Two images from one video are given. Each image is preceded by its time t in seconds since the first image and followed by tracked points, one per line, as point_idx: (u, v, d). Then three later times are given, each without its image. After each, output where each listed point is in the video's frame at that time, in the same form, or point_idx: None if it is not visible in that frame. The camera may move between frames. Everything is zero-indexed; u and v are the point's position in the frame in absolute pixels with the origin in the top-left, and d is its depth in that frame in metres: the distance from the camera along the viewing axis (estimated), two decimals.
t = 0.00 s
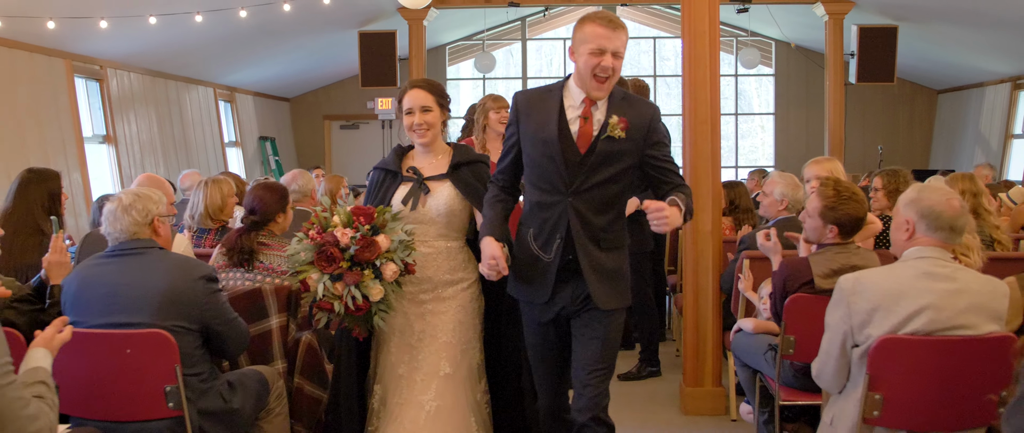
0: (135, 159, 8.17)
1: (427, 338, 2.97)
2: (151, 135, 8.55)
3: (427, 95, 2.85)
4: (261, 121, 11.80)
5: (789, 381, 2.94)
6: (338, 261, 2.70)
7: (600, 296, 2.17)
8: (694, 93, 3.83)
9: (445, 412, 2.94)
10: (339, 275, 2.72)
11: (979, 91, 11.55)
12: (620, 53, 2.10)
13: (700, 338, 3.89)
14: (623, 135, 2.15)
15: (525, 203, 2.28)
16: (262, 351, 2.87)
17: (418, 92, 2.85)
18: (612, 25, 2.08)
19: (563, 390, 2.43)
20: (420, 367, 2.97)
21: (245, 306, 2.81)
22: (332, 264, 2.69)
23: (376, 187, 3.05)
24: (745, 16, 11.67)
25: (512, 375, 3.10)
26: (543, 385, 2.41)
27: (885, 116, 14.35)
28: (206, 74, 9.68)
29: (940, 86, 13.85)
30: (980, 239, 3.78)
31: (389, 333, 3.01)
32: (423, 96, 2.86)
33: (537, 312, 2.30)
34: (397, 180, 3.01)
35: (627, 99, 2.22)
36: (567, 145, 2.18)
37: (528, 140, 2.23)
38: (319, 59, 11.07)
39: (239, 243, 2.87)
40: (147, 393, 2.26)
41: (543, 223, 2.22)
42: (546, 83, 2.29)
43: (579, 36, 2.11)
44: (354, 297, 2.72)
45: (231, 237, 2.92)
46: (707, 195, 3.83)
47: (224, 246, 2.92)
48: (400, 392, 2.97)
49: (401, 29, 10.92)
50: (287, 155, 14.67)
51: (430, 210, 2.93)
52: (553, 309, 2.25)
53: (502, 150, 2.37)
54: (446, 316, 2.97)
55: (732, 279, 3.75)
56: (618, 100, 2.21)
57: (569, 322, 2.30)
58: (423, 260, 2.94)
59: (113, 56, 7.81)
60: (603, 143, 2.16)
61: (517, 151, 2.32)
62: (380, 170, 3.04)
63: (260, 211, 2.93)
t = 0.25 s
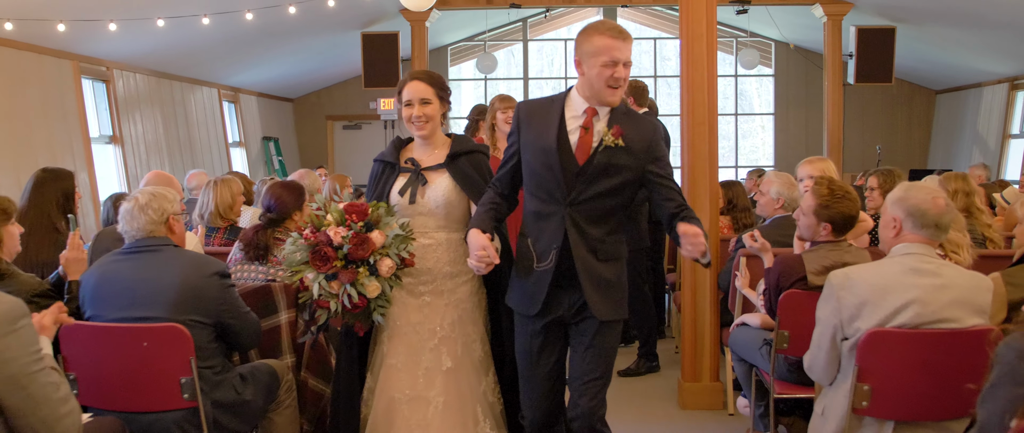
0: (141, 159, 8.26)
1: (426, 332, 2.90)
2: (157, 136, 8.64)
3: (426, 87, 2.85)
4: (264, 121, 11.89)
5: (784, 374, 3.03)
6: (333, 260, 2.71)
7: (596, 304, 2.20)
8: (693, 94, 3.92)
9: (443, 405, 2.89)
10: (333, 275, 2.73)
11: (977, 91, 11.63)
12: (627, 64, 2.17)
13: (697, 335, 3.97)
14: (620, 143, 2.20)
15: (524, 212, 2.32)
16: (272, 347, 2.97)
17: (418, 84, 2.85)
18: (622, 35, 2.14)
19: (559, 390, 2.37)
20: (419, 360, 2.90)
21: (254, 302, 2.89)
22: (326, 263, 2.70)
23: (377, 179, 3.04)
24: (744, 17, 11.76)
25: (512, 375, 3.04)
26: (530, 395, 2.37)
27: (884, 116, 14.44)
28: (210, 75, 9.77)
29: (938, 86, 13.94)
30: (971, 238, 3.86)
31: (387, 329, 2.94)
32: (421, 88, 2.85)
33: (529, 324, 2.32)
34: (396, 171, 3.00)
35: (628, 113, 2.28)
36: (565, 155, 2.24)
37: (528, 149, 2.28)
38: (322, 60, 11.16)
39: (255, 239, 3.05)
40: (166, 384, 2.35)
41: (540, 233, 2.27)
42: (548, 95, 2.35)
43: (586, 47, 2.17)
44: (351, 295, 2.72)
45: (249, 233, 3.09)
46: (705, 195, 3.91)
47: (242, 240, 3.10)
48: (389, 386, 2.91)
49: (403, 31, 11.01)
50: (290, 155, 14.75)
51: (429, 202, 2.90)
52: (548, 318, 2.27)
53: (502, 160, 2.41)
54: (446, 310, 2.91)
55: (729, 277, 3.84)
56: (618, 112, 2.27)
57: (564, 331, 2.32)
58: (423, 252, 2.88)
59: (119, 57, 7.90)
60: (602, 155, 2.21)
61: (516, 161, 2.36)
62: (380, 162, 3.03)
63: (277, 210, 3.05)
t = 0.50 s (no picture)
0: (147, 158, 8.36)
1: (426, 324, 2.92)
2: (163, 135, 8.74)
3: (425, 83, 2.82)
4: (268, 120, 11.98)
5: (779, 366, 3.12)
6: (327, 260, 2.73)
7: (591, 309, 2.24)
8: (691, 93, 4.01)
9: (441, 401, 2.92)
10: (329, 273, 2.75)
11: (975, 90, 11.71)
12: (628, 67, 2.13)
13: (695, 329, 4.06)
14: (622, 155, 2.17)
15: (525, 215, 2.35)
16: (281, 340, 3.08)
17: (419, 80, 2.81)
18: (622, 40, 2.11)
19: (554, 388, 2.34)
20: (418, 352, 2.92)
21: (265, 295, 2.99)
22: (321, 263, 2.72)
23: (377, 175, 3.04)
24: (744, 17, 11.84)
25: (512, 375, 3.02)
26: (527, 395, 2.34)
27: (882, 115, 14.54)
28: (215, 74, 9.86)
29: (937, 85, 14.03)
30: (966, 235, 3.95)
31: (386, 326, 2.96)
32: (421, 84, 2.83)
33: (525, 326, 2.34)
34: (396, 168, 2.99)
35: (630, 119, 2.28)
36: (565, 160, 2.25)
37: (529, 152, 2.29)
38: (325, 60, 11.26)
39: (270, 235, 3.14)
40: (182, 376, 2.43)
41: (540, 235, 2.29)
42: (552, 97, 2.36)
43: (588, 50, 2.15)
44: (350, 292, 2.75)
45: (265, 228, 3.17)
46: (703, 192, 4.00)
47: (258, 236, 3.18)
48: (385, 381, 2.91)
49: (406, 31, 11.09)
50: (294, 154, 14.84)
51: (430, 199, 2.90)
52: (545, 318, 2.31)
53: (506, 161, 2.44)
54: (446, 306, 2.93)
55: (727, 272, 3.94)
56: (620, 118, 2.27)
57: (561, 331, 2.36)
58: (425, 250, 2.91)
59: (126, 58, 7.98)
60: (603, 161, 2.19)
61: (518, 162, 2.38)
62: (381, 157, 3.01)
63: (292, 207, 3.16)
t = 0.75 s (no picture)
0: (150, 158, 8.45)
1: (430, 332, 2.95)
2: (165, 135, 8.83)
3: (423, 89, 2.89)
4: (269, 120, 12.08)
5: (770, 359, 3.21)
6: (317, 268, 2.75)
7: (578, 307, 2.33)
8: (686, 95, 4.11)
9: (441, 406, 2.98)
10: (321, 281, 2.79)
11: (970, 91, 11.82)
12: (624, 61, 2.16)
13: (690, 326, 4.16)
14: (613, 150, 2.20)
15: (519, 210, 2.39)
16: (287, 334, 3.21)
17: (417, 86, 2.88)
18: (618, 33, 2.15)
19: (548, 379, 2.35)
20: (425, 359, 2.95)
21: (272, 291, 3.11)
22: (312, 271, 2.75)
23: (373, 182, 3.08)
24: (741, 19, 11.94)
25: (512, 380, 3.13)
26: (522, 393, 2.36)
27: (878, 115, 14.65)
28: (217, 75, 9.96)
29: (932, 86, 14.14)
30: (953, 233, 4.03)
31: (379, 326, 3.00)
32: (418, 89, 2.89)
33: (519, 318, 2.38)
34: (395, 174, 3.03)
35: (624, 117, 2.30)
36: (559, 158, 2.28)
37: (526, 148, 2.33)
38: (326, 61, 11.36)
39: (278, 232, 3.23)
40: (194, 367, 2.52)
41: (534, 232, 2.33)
42: (549, 93, 2.40)
43: (584, 44, 2.18)
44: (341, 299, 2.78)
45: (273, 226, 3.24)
46: (698, 191, 4.10)
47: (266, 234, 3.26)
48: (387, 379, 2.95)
49: (406, 32, 11.19)
50: (294, 154, 14.94)
51: (430, 206, 2.94)
52: (535, 308, 2.37)
53: (503, 154, 2.48)
54: (445, 312, 2.97)
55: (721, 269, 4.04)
56: (616, 116, 2.30)
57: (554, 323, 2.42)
58: (423, 258, 2.93)
59: (130, 58, 8.08)
60: (595, 159, 2.21)
61: (514, 157, 2.43)
62: (378, 163, 3.07)
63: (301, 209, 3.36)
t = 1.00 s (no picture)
0: (155, 158, 8.55)
1: (425, 336, 2.92)
2: (169, 134, 8.92)
3: (420, 90, 2.92)
4: (271, 120, 12.17)
5: (762, 354, 3.29)
6: (312, 278, 2.61)
7: (569, 307, 2.40)
8: (682, 96, 4.21)
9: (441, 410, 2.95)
10: (315, 292, 2.65)
11: (966, 93, 11.91)
12: (618, 68, 2.19)
13: (687, 322, 4.25)
14: (610, 155, 2.24)
15: (516, 211, 2.43)
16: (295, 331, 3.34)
17: (413, 87, 2.92)
18: (609, 40, 2.16)
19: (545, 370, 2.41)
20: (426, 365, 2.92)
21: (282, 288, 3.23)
22: (307, 281, 2.61)
23: (368, 186, 3.08)
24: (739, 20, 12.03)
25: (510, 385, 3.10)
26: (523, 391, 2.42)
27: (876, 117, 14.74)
28: (220, 76, 10.05)
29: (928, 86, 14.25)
30: (943, 232, 4.12)
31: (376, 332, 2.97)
32: (416, 91, 2.93)
33: (518, 318, 2.43)
34: (390, 179, 3.04)
35: (619, 118, 2.32)
36: (556, 162, 2.30)
37: (522, 151, 2.35)
38: (327, 62, 11.46)
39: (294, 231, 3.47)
40: (206, 359, 2.62)
41: (530, 233, 2.37)
42: (544, 94, 2.41)
43: (576, 53, 2.19)
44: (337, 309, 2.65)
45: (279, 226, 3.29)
46: (694, 190, 4.20)
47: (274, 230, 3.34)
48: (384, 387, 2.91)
49: (407, 34, 11.28)
50: (296, 154, 15.03)
51: (425, 211, 2.94)
52: (534, 309, 2.42)
53: (498, 155, 2.50)
54: (442, 316, 2.96)
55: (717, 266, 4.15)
56: (611, 118, 2.31)
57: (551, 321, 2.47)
58: (420, 261, 2.93)
59: (134, 59, 8.16)
60: (592, 164, 2.26)
61: (510, 158, 2.46)
62: (372, 167, 3.06)
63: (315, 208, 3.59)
